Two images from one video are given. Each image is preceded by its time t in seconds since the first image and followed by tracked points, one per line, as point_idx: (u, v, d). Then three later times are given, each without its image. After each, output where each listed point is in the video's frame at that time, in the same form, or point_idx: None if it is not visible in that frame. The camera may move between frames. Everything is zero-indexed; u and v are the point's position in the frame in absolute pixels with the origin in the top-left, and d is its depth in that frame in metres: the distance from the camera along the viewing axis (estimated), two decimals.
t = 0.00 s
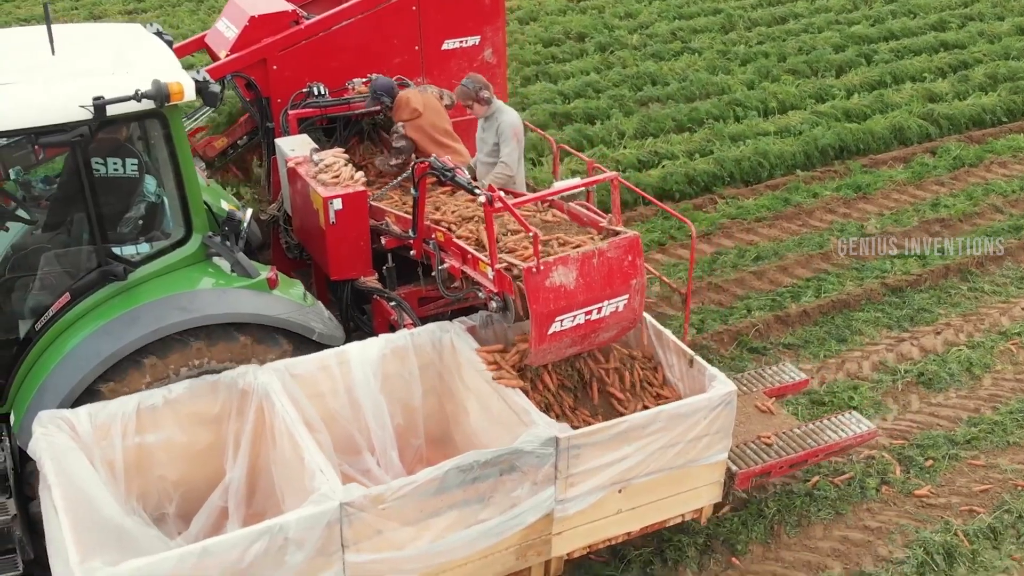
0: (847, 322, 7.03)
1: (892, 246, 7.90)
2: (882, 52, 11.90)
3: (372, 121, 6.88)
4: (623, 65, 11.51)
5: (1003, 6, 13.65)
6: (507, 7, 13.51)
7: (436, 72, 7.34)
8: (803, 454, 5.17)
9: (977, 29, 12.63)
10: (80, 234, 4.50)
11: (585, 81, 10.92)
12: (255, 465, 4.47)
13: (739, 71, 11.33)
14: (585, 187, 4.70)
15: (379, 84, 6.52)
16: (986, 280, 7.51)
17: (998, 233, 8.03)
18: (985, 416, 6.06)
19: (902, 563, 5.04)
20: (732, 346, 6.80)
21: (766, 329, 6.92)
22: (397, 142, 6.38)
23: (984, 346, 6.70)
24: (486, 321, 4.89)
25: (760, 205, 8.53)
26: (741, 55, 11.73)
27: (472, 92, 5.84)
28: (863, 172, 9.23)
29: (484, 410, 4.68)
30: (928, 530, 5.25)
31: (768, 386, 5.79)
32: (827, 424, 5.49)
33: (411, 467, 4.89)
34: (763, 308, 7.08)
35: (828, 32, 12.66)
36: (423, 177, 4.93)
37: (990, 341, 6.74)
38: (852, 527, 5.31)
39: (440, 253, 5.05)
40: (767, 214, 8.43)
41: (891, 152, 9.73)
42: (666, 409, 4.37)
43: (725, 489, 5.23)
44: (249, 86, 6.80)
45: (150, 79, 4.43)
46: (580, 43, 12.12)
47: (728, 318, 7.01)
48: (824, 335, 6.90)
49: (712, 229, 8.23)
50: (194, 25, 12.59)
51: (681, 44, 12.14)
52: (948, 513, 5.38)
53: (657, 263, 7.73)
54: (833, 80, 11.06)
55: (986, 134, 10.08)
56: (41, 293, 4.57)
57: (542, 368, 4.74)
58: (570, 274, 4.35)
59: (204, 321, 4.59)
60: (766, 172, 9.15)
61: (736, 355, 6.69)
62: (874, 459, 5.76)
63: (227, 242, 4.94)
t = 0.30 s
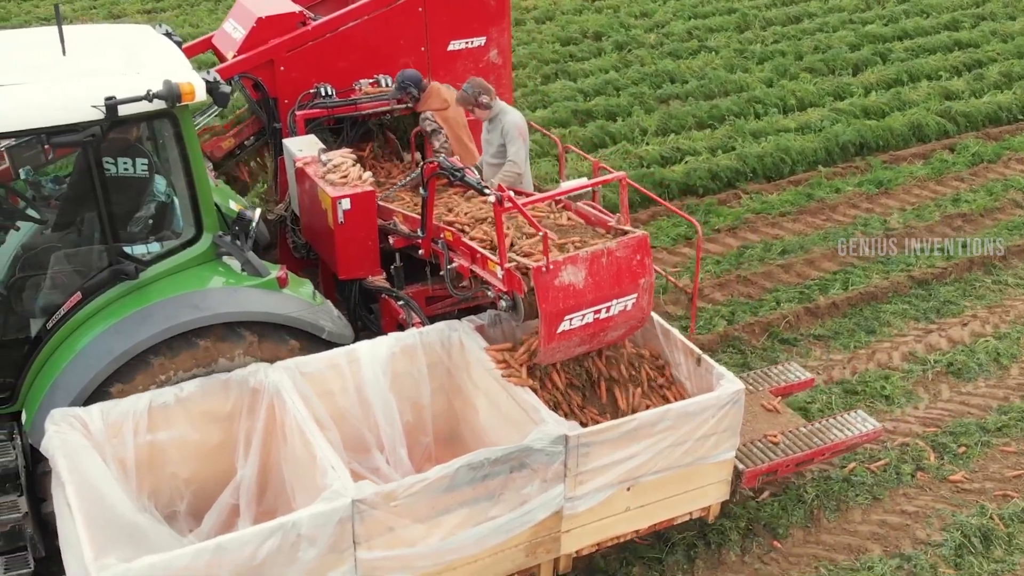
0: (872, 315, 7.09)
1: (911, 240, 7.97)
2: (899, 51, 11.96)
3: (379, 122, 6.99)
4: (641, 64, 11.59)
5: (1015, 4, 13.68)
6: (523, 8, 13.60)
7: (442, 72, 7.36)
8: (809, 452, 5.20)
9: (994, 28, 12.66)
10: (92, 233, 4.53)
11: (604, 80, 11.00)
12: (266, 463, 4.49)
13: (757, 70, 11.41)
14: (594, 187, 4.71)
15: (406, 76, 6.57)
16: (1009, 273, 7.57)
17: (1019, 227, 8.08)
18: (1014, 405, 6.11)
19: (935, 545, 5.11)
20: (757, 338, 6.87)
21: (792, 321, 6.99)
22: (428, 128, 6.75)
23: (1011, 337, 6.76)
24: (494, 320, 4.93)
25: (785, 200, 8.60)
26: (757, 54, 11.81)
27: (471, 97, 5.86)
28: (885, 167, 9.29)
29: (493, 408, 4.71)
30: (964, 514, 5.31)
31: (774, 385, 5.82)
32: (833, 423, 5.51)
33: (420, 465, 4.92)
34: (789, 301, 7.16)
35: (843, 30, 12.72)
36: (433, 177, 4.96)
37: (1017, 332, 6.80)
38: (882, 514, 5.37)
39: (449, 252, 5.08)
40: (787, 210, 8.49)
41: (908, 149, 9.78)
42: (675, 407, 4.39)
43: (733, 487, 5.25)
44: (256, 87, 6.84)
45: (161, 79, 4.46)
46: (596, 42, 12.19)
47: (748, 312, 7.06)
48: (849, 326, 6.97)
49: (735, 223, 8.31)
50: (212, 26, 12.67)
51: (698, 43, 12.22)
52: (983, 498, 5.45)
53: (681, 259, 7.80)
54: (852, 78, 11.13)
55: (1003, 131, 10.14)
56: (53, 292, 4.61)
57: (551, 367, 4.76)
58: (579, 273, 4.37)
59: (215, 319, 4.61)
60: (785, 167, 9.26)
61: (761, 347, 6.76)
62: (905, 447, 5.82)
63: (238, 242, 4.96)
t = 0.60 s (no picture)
0: (888, 317, 7.26)
1: (920, 245, 8.18)
2: (891, 64, 12.27)
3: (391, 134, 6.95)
4: (643, 78, 11.84)
5: (995, 17, 14.09)
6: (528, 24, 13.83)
7: (452, 85, 7.45)
8: (826, 457, 5.26)
9: (980, 40, 13.01)
10: (120, 245, 4.56)
11: (608, 94, 11.20)
12: (296, 471, 4.52)
13: (760, 82, 11.64)
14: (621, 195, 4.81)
15: (406, 106, 6.46)
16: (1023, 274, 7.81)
17: None
18: None
19: (972, 530, 5.26)
20: (777, 340, 7.01)
21: (813, 324, 7.14)
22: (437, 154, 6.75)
23: None
24: (519, 328, 4.99)
25: (793, 210, 8.84)
26: (755, 67, 12.06)
27: (495, 104, 5.97)
28: (891, 174, 9.52)
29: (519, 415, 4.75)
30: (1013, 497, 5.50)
31: (789, 391, 5.85)
32: (848, 427, 5.59)
33: (446, 473, 4.95)
34: (807, 305, 7.32)
35: (841, 45, 13.03)
36: (457, 187, 5.01)
37: None
38: (919, 505, 5.51)
39: (471, 262, 5.14)
40: (794, 218, 8.71)
41: (906, 158, 10.07)
42: (702, 413, 4.44)
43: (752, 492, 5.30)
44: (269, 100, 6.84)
45: (190, 91, 4.50)
46: (596, 57, 12.42)
47: (767, 316, 7.21)
48: (865, 326, 7.16)
49: (747, 230, 8.55)
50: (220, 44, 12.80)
51: (696, 57, 12.47)
52: None
53: (698, 267, 7.94)
54: (850, 89, 11.40)
55: (997, 140, 10.43)
56: (81, 304, 4.62)
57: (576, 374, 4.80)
58: (606, 280, 4.43)
59: (243, 329, 4.65)
60: (791, 175, 9.50)
61: (783, 348, 6.91)
62: (930, 439, 6.01)
63: (264, 252, 5.00)
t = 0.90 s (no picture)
0: (904, 313, 7.33)
1: (931, 244, 8.24)
2: (895, 66, 12.36)
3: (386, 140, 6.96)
4: (650, 80, 11.92)
5: (995, 19, 14.18)
6: (534, 28, 13.90)
7: (448, 90, 7.47)
8: (823, 461, 5.27)
9: (981, 42, 13.12)
10: (119, 251, 4.56)
11: (616, 96, 11.28)
12: (297, 477, 4.52)
13: (767, 83, 11.72)
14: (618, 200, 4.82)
15: (394, 112, 6.50)
16: None
17: None
18: None
19: (995, 518, 5.38)
20: (797, 336, 7.10)
21: (832, 320, 7.22)
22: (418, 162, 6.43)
23: None
24: (517, 333, 5.02)
25: (800, 210, 8.90)
26: (761, 69, 12.15)
27: (484, 111, 5.97)
28: (899, 174, 9.58)
29: (518, 420, 4.76)
30: None
31: (784, 395, 5.89)
32: (844, 431, 5.60)
33: (446, 478, 4.96)
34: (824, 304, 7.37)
35: (848, 45, 13.15)
36: (456, 193, 5.04)
37: None
38: (944, 494, 5.62)
39: (470, 267, 5.15)
40: (807, 217, 8.77)
41: (912, 158, 10.11)
42: (701, 417, 4.46)
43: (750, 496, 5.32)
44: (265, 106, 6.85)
45: (190, 97, 4.50)
46: (603, 59, 12.50)
47: (785, 312, 7.28)
48: (882, 322, 7.23)
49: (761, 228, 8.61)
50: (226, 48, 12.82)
51: (703, 59, 12.56)
52: None
53: (714, 267, 8.01)
54: (855, 90, 11.47)
55: (1002, 141, 10.48)
56: (80, 310, 4.62)
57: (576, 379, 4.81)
58: (606, 285, 4.45)
59: (242, 335, 4.64)
60: (802, 174, 9.57)
61: (803, 343, 7.01)
62: (951, 430, 6.14)
63: (263, 259, 5.01)
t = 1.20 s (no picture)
0: (915, 310, 7.44)
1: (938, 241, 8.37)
2: (895, 68, 12.60)
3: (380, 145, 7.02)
4: (653, 83, 12.12)
5: (992, 23, 14.50)
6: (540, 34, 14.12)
7: (441, 96, 7.48)
8: (820, 464, 5.28)
9: (979, 45, 13.43)
10: (118, 257, 4.54)
11: (621, 99, 11.48)
12: (297, 483, 4.51)
13: (773, 84, 11.98)
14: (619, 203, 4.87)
15: (384, 122, 6.45)
16: None
17: None
18: None
19: (1014, 508, 5.47)
20: (811, 333, 7.19)
21: (845, 317, 7.31)
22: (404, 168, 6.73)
23: None
24: (515, 338, 5.02)
25: (807, 209, 9.02)
26: (762, 72, 12.37)
27: (478, 118, 5.93)
28: (903, 174, 9.72)
29: (517, 425, 4.76)
30: None
31: (780, 399, 5.77)
32: (841, 435, 5.61)
33: (445, 483, 4.96)
34: (834, 303, 7.46)
35: (852, 48, 13.43)
36: (453, 199, 5.02)
37: None
38: (963, 485, 5.71)
39: (468, 272, 5.16)
40: (816, 216, 8.90)
41: (916, 159, 10.26)
42: (700, 420, 4.47)
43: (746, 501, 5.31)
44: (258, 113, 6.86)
45: (188, 102, 4.49)
46: (610, 62, 12.72)
47: (799, 309, 7.37)
48: (892, 319, 7.33)
49: (769, 228, 8.72)
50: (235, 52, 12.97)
51: (704, 63, 12.79)
52: None
53: (723, 267, 8.09)
54: (856, 92, 11.72)
55: (1004, 142, 10.68)
56: (77, 317, 4.62)
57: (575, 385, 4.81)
58: (605, 289, 4.47)
59: (240, 341, 4.63)
60: (808, 175, 9.69)
61: (819, 340, 7.09)
62: (967, 424, 6.23)
63: (262, 264, 5.00)
